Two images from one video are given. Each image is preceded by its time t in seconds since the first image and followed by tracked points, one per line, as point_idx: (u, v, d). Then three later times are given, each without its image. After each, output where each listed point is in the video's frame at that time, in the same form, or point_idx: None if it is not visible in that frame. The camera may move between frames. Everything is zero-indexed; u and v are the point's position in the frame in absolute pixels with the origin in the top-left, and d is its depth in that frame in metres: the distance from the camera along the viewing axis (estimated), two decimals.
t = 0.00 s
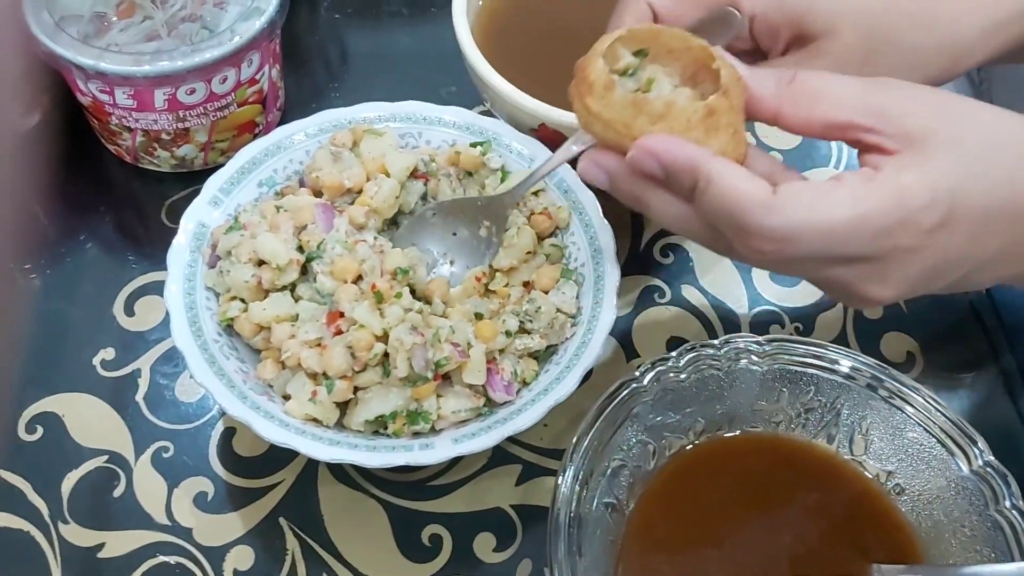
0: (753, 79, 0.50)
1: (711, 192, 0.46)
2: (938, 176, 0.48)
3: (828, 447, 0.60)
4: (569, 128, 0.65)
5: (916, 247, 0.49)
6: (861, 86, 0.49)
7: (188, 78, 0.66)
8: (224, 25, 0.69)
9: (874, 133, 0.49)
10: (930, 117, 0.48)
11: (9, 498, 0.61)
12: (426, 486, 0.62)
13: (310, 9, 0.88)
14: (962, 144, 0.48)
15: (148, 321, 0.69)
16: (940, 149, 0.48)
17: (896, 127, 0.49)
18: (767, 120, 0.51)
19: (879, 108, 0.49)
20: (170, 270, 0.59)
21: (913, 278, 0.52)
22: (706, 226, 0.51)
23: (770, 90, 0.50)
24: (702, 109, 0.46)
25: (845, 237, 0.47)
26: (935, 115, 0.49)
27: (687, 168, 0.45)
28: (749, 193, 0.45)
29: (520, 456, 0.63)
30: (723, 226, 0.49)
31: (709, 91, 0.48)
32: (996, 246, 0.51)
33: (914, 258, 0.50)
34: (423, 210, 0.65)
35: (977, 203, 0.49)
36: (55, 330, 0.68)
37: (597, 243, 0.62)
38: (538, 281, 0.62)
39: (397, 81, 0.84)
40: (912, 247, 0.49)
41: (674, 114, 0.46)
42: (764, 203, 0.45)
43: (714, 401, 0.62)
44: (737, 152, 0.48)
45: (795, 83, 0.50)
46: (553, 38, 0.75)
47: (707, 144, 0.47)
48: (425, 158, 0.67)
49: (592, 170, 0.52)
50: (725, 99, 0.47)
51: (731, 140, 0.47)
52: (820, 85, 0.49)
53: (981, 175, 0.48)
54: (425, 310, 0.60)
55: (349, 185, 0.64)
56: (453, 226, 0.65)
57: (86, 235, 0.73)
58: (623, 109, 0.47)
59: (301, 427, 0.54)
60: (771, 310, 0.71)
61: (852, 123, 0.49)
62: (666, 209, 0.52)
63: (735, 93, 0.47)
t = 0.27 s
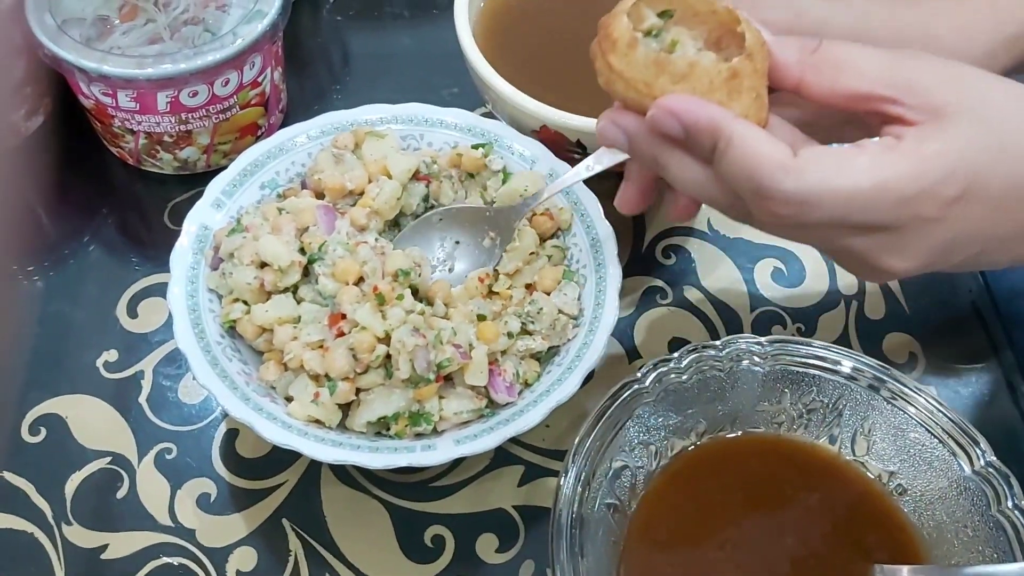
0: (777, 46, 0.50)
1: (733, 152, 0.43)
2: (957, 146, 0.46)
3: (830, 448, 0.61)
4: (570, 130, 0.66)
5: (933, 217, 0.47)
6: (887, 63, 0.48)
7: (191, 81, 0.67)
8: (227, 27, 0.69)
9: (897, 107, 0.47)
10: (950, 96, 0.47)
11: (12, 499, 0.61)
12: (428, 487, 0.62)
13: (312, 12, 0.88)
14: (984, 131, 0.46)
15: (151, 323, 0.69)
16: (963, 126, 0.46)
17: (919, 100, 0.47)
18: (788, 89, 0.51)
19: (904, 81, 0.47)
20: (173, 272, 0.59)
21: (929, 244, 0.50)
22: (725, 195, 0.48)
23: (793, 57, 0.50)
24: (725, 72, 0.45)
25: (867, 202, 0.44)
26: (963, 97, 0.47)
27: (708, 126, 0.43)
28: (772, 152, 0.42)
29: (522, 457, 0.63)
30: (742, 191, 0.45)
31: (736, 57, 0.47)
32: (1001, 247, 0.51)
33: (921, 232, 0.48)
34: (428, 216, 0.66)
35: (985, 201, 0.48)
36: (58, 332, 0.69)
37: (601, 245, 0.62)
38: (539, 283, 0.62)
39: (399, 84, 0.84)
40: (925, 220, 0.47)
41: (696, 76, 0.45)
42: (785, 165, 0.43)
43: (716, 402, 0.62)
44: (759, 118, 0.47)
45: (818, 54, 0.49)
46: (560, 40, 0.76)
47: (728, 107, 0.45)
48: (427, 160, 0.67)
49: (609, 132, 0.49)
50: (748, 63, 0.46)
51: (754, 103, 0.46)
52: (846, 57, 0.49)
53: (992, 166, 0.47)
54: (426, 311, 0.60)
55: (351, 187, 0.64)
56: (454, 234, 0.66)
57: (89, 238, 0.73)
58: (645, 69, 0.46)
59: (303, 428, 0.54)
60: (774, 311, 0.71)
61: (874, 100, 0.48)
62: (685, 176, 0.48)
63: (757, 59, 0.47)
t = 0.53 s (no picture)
0: (798, 12, 0.51)
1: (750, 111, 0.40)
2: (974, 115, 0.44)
3: (825, 447, 0.61)
4: (566, 131, 0.66)
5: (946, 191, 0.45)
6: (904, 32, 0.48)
7: (187, 85, 0.67)
8: (223, 31, 0.69)
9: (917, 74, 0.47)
10: (970, 67, 0.46)
11: (11, 502, 0.62)
12: (424, 488, 0.62)
13: (309, 15, 0.89)
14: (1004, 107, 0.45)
15: (149, 326, 0.70)
16: (983, 95, 0.45)
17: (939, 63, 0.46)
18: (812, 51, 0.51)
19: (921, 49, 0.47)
20: (170, 275, 0.59)
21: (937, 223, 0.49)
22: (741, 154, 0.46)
23: (813, 24, 0.50)
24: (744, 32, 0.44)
25: (888, 166, 0.42)
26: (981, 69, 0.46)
27: (726, 85, 0.40)
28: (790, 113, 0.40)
29: (519, 458, 0.64)
30: (759, 153, 0.43)
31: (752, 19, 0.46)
32: (1005, 235, 0.51)
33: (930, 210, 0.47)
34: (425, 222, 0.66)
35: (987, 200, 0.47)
36: (57, 335, 0.69)
37: (594, 245, 0.63)
38: (535, 285, 0.63)
39: (396, 87, 0.85)
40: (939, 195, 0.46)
41: (715, 34, 0.44)
42: (803, 128, 0.40)
43: (711, 403, 0.62)
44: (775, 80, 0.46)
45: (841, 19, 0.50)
46: (561, 39, 0.76)
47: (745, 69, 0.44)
48: (423, 163, 0.67)
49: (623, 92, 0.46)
50: (767, 24, 0.45)
51: (773, 67, 0.45)
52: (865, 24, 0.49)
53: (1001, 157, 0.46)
54: (423, 313, 0.60)
55: (347, 189, 0.64)
56: (447, 246, 0.66)
57: (87, 241, 0.74)
58: (663, 25, 0.44)
59: (300, 430, 0.54)
60: (768, 313, 0.72)
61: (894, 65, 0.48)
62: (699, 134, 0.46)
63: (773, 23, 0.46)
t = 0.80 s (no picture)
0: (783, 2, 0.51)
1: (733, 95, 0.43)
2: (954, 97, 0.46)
3: (810, 425, 0.63)
4: (561, 121, 0.68)
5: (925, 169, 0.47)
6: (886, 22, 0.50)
7: (191, 76, 0.69)
8: (225, 23, 0.71)
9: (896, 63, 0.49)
10: (948, 55, 0.48)
11: (22, 481, 0.63)
12: (423, 467, 0.64)
13: (308, 9, 0.91)
14: (978, 91, 0.47)
15: (154, 311, 0.71)
16: (961, 83, 0.47)
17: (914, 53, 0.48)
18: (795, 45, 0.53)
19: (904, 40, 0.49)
20: (177, 259, 0.61)
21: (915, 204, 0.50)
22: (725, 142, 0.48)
23: (798, 14, 0.51)
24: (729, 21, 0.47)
25: (866, 147, 0.44)
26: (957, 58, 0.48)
27: (711, 71, 0.43)
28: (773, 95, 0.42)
29: (515, 438, 0.66)
30: (743, 136, 0.45)
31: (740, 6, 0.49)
32: (983, 217, 0.54)
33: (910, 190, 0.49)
34: (425, 212, 0.68)
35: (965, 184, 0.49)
36: (64, 321, 0.71)
37: (587, 229, 0.65)
38: (530, 268, 0.65)
39: (394, 79, 0.87)
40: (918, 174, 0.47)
41: (701, 22, 0.47)
42: (785, 110, 0.42)
43: (700, 383, 0.64)
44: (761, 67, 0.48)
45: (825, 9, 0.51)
46: (553, 34, 0.78)
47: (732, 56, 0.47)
48: (421, 151, 0.69)
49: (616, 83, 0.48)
50: (753, 14, 0.47)
51: (757, 55, 0.48)
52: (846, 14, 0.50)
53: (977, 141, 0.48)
54: (422, 296, 0.62)
55: (347, 176, 0.66)
56: (447, 237, 0.67)
57: (93, 229, 0.75)
58: (652, 13, 0.46)
59: (303, 408, 0.56)
60: (757, 297, 0.74)
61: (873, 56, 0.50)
62: (686, 125, 0.48)
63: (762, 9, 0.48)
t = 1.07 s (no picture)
0: None
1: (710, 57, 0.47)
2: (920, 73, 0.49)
3: (799, 408, 0.65)
4: (556, 114, 0.70)
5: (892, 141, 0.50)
6: None
7: (194, 74, 0.71)
8: (227, 22, 0.72)
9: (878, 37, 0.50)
10: (927, 29, 0.50)
11: (37, 468, 0.66)
12: (425, 451, 0.66)
13: (307, 7, 0.92)
14: (945, 75, 0.49)
15: (162, 304, 0.73)
16: (931, 53, 0.49)
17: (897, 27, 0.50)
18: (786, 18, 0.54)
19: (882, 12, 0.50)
20: (183, 251, 0.63)
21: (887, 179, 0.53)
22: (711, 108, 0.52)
23: None
24: None
25: (834, 110, 0.48)
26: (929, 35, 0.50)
27: (692, 37, 0.47)
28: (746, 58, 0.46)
29: (513, 422, 0.68)
30: (722, 100, 0.49)
31: None
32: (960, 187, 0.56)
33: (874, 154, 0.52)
34: (424, 203, 0.69)
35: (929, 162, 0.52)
36: (76, 313, 0.73)
37: (581, 220, 0.67)
38: (527, 258, 0.66)
39: (393, 74, 0.88)
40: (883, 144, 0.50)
41: None
42: (758, 72, 0.46)
43: (691, 367, 0.66)
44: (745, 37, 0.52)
45: None
46: (548, 24, 0.80)
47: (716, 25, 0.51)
48: (420, 145, 0.71)
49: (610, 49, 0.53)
50: None
51: (743, 24, 0.51)
52: None
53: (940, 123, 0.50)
54: (421, 286, 0.64)
55: (348, 170, 0.68)
56: (445, 228, 0.69)
57: (102, 224, 0.78)
58: None
59: (307, 395, 0.59)
60: (748, 284, 0.76)
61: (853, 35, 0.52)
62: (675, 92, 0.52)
63: None
